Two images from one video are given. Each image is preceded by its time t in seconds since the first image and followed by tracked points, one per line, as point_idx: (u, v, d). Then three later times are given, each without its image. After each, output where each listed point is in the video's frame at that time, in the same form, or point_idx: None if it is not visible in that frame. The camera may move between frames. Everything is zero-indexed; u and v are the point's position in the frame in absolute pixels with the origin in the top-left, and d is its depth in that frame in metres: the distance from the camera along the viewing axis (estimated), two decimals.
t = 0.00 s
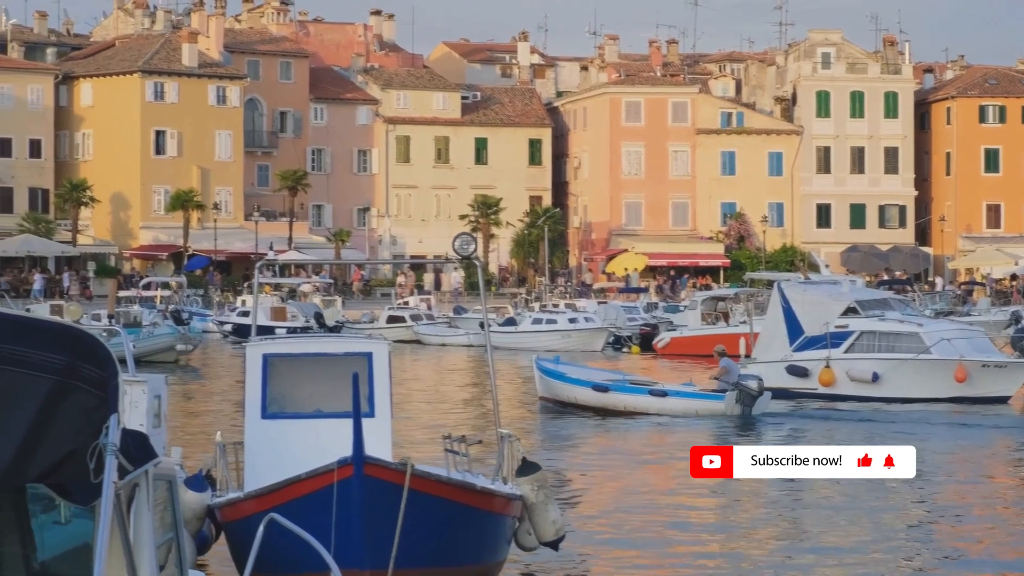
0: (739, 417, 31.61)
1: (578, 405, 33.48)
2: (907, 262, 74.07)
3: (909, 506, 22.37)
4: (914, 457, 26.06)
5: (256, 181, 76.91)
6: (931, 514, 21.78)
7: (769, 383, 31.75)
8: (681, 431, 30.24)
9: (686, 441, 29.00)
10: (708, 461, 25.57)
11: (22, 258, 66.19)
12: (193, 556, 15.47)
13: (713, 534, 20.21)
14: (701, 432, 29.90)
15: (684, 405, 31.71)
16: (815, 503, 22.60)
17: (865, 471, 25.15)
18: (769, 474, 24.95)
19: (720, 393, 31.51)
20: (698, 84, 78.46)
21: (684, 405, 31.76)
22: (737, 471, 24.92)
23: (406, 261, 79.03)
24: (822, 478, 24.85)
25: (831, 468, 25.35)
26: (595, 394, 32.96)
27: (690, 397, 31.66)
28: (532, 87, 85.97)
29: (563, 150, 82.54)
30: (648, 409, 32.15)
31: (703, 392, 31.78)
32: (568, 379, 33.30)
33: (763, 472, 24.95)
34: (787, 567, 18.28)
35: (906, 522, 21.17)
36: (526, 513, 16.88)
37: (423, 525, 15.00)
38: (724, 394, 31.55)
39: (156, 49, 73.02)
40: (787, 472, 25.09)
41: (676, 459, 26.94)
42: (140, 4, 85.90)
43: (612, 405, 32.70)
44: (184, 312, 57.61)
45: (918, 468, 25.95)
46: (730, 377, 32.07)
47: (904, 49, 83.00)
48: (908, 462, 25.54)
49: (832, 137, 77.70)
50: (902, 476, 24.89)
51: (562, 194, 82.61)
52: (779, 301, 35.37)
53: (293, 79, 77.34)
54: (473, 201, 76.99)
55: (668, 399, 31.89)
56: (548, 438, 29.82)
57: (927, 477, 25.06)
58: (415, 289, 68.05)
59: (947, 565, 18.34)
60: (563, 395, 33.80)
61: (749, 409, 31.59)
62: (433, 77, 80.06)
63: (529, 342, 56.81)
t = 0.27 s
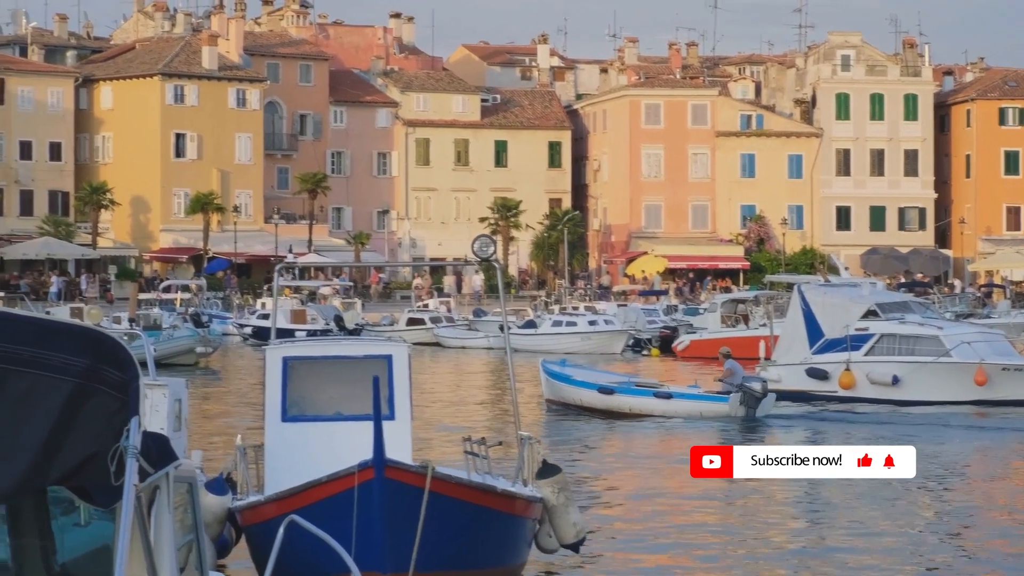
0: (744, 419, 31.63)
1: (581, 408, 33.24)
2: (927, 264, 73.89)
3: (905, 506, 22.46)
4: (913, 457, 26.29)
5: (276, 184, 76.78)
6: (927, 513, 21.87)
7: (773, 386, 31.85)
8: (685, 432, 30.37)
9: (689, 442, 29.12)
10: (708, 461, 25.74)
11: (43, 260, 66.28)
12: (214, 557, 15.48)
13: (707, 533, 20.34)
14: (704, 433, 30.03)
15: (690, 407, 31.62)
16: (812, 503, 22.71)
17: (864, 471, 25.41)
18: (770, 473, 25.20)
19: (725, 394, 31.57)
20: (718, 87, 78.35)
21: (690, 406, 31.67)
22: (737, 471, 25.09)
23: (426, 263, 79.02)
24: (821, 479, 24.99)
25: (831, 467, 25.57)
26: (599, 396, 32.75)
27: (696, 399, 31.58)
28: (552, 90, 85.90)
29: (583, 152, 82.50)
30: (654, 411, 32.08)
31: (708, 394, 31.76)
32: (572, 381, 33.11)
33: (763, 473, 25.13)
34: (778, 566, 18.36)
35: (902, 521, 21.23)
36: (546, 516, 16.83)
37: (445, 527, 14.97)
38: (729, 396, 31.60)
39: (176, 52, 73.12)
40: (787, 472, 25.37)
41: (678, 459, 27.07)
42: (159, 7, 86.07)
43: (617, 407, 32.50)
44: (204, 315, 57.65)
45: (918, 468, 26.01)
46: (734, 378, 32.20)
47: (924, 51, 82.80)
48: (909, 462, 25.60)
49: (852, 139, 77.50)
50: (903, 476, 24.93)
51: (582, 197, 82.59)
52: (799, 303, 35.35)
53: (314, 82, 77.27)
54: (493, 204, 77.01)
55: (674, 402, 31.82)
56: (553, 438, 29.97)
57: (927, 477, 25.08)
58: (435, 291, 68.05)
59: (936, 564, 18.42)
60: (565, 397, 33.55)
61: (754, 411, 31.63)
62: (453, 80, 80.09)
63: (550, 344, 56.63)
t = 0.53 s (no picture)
0: (747, 420, 31.67)
1: (587, 409, 33.48)
2: (944, 266, 73.61)
3: (903, 505, 22.60)
4: (912, 456, 26.38)
5: (293, 186, 76.99)
6: (922, 513, 22.00)
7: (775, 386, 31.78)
8: (688, 432, 30.53)
9: (693, 442, 29.28)
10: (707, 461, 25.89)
11: (61, 262, 66.28)
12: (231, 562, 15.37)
13: (704, 532, 20.49)
14: (707, 433, 30.20)
15: (693, 410, 31.80)
16: (811, 503, 22.85)
17: (863, 471, 25.54)
18: (768, 473, 25.35)
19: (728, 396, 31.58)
20: (735, 89, 78.24)
21: (694, 408, 31.85)
22: (737, 471, 25.24)
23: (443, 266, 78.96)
24: (820, 479, 25.16)
25: (829, 467, 25.72)
26: (604, 398, 32.96)
27: (699, 401, 31.73)
28: (568, 92, 85.78)
29: (600, 154, 82.42)
30: (658, 413, 32.28)
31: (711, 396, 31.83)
32: (577, 384, 33.32)
33: (763, 473, 25.27)
34: (771, 563, 18.53)
35: (908, 522, 21.30)
36: (564, 519, 16.75)
37: (461, 529, 14.90)
38: (732, 397, 31.61)
39: (193, 55, 73.25)
40: (786, 472, 25.53)
41: (679, 459, 27.24)
42: (176, 10, 86.20)
43: (622, 409, 32.71)
44: (221, 317, 57.66)
45: (918, 468, 26.15)
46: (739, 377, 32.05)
47: (941, 54, 82.55)
48: (909, 461, 25.74)
49: (869, 142, 77.32)
50: (903, 476, 25.07)
51: (598, 199, 82.51)
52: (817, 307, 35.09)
53: (330, 84, 77.45)
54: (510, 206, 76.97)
55: (678, 404, 32.01)
56: (563, 439, 30.06)
57: (926, 476, 25.25)
58: (451, 293, 67.98)
59: (940, 565, 18.48)
60: (571, 399, 33.75)
61: (757, 412, 31.64)
62: (470, 82, 80.06)
63: (568, 346, 56.44)
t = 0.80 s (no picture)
0: (751, 422, 31.45)
1: (593, 412, 33.43)
2: (963, 269, 73.36)
3: (922, 508, 22.59)
4: (913, 457, 26.66)
5: (313, 189, 77.09)
6: (920, 512, 22.22)
7: (779, 388, 31.61)
8: (708, 434, 30.56)
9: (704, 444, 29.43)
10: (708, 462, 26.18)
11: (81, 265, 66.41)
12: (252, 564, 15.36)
13: (723, 534, 20.51)
14: (728, 436, 30.21)
15: (699, 412, 31.78)
16: (810, 502, 23.08)
17: (864, 471, 25.76)
18: (768, 473, 25.60)
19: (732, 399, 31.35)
20: (754, 92, 78.14)
21: (699, 411, 31.85)
22: (737, 470, 25.48)
23: (462, 268, 78.97)
24: (818, 478, 25.39)
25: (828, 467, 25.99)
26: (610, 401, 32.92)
27: (704, 404, 31.70)
28: (588, 96, 85.74)
29: (619, 157, 82.40)
30: (663, 416, 32.23)
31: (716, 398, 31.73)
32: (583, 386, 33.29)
33: (762, 472, 25.50)
34: (765, 561, 18.79)
35: (928, 525, 21.28)
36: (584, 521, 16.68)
37: (483, 532, 14.82)
38: (736, 400, 31.39)
39: (212, 57, 73.34)
40: (785, 471, 25.77)
41: (682, 460, 27.47)
42: (196, 13, 86.42)
43: (627, 411, 32.68)
44: (241, 320, 57.73)
45: (917, 469, 26.37)
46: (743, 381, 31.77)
47: (961, 56, 82.32)
48: (908, 462, 25.96)
49: (889, 144, 77.16)
50: (902, 476, 25.29)
51: (618, 202, 82.49)
52: (836, 308, 35.24)
53: (350, 87, 77.54)
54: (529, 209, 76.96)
55: (683, 406, 31.99)
56: (582, 441, 30.10)
57: (926, 476, 25.52)
58: (471, 296, 68.00)
59: (960, 567, 18.47)
60: (577, 401, 33.70)
61: (761, 414, 31.45)
62: (489, 85, 80.08)
63: (587, 349, 56.36)
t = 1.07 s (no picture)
0: (756, 424, 31.60)
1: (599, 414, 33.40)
2: (983, 272, 73.07)
3: (941, 509, 22.63)
4: (914, 457, 26.94)
5: (332, 192, 77.19)
6: (938, 513, 22.26)
7: (783, 390, 31.73)
8: (729, 436, 30.59)
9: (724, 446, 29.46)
10: (709, 462, 26.42)
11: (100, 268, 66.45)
12: (270, 566, 15.23)
13: (742, 536, 20.56)
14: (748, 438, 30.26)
15: (702, 414, 31.73)
16: (829, 504, 23.11)
17: (864, 471, 26.01)
18: (769, 473, 25.83)
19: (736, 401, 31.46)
20: (774, 94, 78.00)
21: (703, 413, 31.79)
22: (737, 471, 25.74)
23: (481, 271, 78.88)
24: (819, 478, 25.61)
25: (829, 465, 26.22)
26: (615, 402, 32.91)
27: (708, 406, 31.67)
28: (608, 98, 85.59)
29: (638, 160, 82.27)
30: (668, 418, 32.20)
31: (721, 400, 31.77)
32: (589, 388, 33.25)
33: (762, 472, 25.76)
34: (772, 560, 18.95)
35: (946, 526, 21.33)
36: (603, 525, 16.65)
37: (503, 535, 14.75)
38: (740, 402, 31.49)
39: (232, 60, 73.39)
40: (785, 472, 25.99)
41: (694, 461, 27.61)
42: (215, 15, 86.48)
43: (633, 413, 32.67)
44: (259, 323, 57.70)
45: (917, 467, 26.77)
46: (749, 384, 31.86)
47: (982, 58, 82.01)
48: (908, 462, 26.26)
49: (909, 147, 76.93)
50: (903, 475, 25.54)
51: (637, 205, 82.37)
52: (855, 311, 35.11)
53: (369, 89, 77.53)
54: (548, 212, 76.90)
55: (687, 408, 31.97)
56: (602, 443, 30.15)
57: (926, 476, 25.82)
58: (490, 299, 67.89)
59: (979, 568, 18.49)
60: (584, 404, 33.68)
61: (766, 416, 31.61)
62: (508, 87, 80.03)
63: (606, 352, 56.25)
